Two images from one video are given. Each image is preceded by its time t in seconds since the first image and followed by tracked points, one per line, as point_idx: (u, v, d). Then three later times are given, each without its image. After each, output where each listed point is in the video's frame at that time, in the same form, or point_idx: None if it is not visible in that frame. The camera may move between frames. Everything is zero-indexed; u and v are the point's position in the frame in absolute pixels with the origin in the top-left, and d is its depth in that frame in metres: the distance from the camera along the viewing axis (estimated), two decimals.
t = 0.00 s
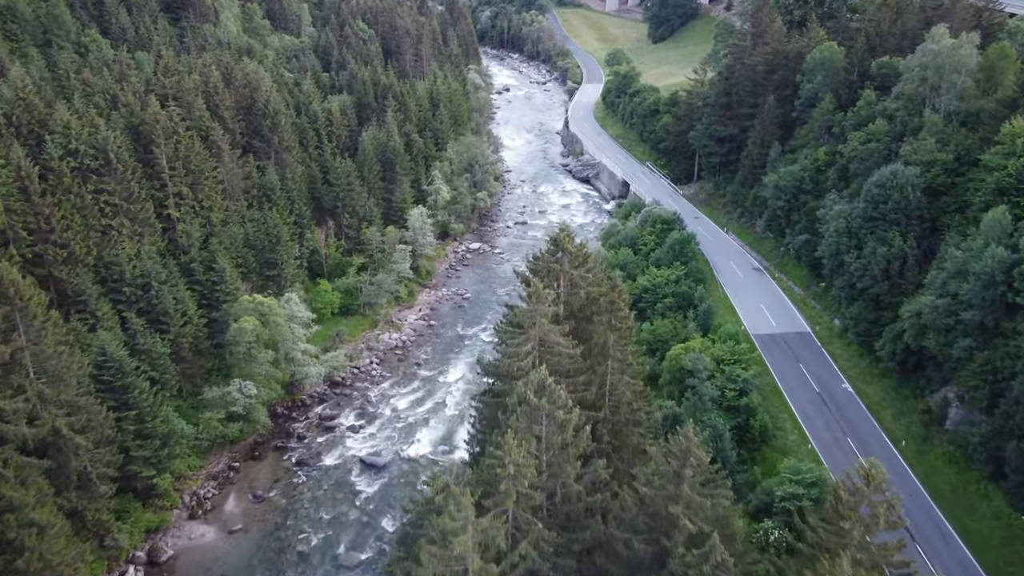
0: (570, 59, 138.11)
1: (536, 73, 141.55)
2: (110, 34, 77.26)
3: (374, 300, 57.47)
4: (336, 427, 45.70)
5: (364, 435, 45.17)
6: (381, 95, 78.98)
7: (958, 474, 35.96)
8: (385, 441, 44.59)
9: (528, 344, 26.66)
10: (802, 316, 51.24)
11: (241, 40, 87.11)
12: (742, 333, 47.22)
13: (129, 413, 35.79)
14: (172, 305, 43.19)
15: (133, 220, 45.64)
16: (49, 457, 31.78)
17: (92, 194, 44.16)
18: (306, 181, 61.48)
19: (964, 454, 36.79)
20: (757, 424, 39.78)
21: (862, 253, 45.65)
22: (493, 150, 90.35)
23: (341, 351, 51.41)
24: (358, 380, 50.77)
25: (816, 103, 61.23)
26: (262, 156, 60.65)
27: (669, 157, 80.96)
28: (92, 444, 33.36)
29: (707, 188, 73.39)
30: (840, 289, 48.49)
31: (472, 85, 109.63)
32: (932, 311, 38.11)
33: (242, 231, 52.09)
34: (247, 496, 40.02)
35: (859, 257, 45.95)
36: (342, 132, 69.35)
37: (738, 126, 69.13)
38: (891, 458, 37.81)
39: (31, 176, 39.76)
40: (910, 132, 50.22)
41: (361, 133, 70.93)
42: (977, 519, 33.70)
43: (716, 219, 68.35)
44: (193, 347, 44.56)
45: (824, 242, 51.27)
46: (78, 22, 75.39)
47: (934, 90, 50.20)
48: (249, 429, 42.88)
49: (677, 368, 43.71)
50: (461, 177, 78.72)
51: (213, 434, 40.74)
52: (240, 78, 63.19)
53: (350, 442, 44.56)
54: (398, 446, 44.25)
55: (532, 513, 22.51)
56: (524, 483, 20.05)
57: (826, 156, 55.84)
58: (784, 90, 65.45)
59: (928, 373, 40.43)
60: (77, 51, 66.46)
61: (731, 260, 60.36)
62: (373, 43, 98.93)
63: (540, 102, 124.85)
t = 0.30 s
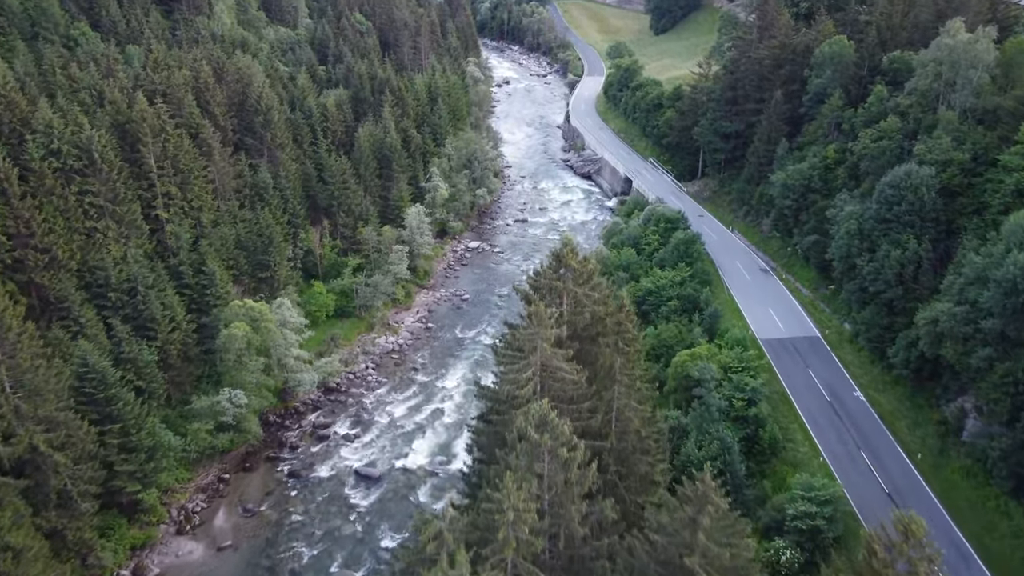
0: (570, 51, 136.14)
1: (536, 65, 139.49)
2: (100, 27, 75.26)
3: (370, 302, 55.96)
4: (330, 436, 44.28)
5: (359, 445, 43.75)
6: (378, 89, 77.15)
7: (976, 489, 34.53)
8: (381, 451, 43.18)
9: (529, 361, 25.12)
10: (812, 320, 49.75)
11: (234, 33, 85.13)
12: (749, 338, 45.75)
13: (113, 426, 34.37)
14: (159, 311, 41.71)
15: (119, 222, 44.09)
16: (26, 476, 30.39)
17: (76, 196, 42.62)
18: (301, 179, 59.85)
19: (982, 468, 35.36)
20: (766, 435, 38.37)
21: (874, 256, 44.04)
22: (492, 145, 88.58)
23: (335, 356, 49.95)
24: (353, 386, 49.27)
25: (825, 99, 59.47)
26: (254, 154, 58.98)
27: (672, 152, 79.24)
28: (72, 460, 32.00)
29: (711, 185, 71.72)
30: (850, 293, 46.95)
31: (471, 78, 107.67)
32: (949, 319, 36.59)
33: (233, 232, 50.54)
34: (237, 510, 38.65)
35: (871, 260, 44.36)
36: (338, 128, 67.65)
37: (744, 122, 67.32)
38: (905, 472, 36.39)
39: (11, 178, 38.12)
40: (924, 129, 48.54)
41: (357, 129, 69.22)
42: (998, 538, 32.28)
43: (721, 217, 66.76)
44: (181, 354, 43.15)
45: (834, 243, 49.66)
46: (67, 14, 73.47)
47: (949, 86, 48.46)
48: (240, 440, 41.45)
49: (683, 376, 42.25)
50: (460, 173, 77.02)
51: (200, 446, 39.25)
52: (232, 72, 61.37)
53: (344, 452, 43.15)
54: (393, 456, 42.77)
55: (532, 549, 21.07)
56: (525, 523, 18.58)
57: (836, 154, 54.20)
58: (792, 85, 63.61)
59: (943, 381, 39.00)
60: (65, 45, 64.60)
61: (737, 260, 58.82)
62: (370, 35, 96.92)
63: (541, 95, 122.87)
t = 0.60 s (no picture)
0: (571, 43, 134.01)
1: (536, 58, 137.37)
2: (90, 20, 73.21)
3: (366, 305, 54.45)
4: (324, 447, 42.84)
5: (354, 456, 42.33)
6: (375, 84, 75.32)
7: (996, 507, 33.09)
8: (376, 463, 41.74)
9: (529, 393, 23.56)
10: (821, 325, 48.28)
11: (228, 26, 83.16)
12: (757, 345, 44.30)
13: (95, 442, 32.92)
14: (146, 318, 40.21)
15: (104, 225, 42.55)
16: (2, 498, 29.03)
17: (59, 198, 41.03)
18: (295, 178, 58.22)
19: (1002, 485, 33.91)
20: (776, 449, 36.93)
21: (888, 261, 42.41)
22: (492, 141, 86.85)
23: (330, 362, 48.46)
24: (348, 394, 47.76)
25: (835, 95, 57.76)
26: (247, 152, 57.28)
27: (676, 149, 77.50)
28: (51, 480, 30.66)
29: (716, 183, 70.06)
30: (862, 298, 45.37)
31: (470, 71, 105.70)
32: (968, 329, 35.02)
33: (224, 234, 48.98)
34: (226, 526, 37.27)
35: (884, 265, 42.82)
36: (334, 125, 65.96)
37: (750, 118, 65.57)
38: (921, 489, 35.01)
39: None
40: (939, 128, 46.86)
41: (353, 126, 67.51)
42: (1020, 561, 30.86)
43: (726, 216, 65.16)
44: (169, 363, 41.67)
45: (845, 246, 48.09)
46: (56, 7, 71.47)
47: (965, 83, 46.73)
48: (230, 452, 40.03)
49: (690, 386, 40.93)
50: (459, 170, 75.34)
51: (189, 459, 37.79)
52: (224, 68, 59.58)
53: (338, 463, 41.73)
54: (388, 469, 41.37)
55: None
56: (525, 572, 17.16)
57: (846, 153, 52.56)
58: (799, 81, 61.84)
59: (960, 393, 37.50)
60: (52, 39, 62.74)
61: (743, 262, 57.24)
62: (367, 29, 94.89)
63: (541, 89, 120.90)
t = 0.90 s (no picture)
0: (572, 36, 131.91)
1: (537, 50, 135.34)
2: (79, 14, 71.28)
3: (361, 310, 52.97)
4: (317, 460, 41.41)
5: (348, 469, 40.92)
6: (372, 80, 73.53)
7: (1018, 529, 31.65)
8: (371, 478, 40.30)
9: (530, 436, 21.91)
10: (831, 331, 46.79)
11: (221, 19, 81.18)
12: (765, 354, 42.82)
13: (76, 461, 31.52)
14: (131, 327, 38.73)
15: (88, 230, 41.02)
16: None
17: (40, 202, 39.45)
18: (289, 178, 56.59)
19: None
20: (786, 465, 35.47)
21: (902, 267, 40.82)
22: (491, 137, 85.11)
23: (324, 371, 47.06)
24: (342, 402, 46.28)
25: (844, 92, 56.05)
26: (239, 152, 55.61)
27: (680, 146, 75.79)
28: (27, 504, 29.32)
29: (721, 181, 68.42)
30: (874, 305, 43.81)
31: (469, 65, 103.78)
32: (989, 342, 33.47)
33: (215, 237, 47.45)
34: (215, 544, 35.88)
35: (898, 271, 41.25)
36: (329, 122, 64.26)
37: (756, 116, 63.83)
38: (937, 508, 33.61)
39: None
40: (954, 129, 45.21)
41: (349, 123, 65.81)
42: None
43: (732, 216, 63.57)
44: (155, 373, 40.21)
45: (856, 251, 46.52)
46: (44, 1, 69.50)
47: (981, 81, 45.04)
48: (219, 467, 38.56)
49: (696, 398, 39.45)
50: (458, 168, 73.69)
51: (175, 475, 36.35)
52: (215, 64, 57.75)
53: (332, 478, 40.31)
54: (384, 483, 39.99)
55: None
56: None
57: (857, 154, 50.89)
58: (808, 77, 60.11)
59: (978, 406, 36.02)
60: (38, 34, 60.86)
61: (749, 264, 55.70)
62: (364, 22, 92.85)
63: (541, 82, 118.98)
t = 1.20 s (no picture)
0: (573, 28, 129.74)
1: (537, 43, 133.17)
2: (66, 7, 68.95)
3: (357, 315, 51.43)
4: (310, 475, 39.97)
5: (343, 484, 39.49)
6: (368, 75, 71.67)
7: None
8: (366, 493, 38.88)
9: (534, 478, 20.65)
10: (841, 339, 45.28)
11: (213, 12, 79.06)
12: (774, 364, 41.33)
13: (55, 483, 30.10)
14: (116, 338, 37.24)
15: (71, 236, 39.47)
16: None
17: (20, 208, 37.81)
18: (283, 179, 54.93)
19: None
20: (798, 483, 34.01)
21: (918, 275, 39.24)
22: (491, 134, 83.33)
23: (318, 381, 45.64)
24: (337, 413, 44.80)
25: (855, 90, 54.28)
26: (231, 152, 53.91)
27: (684, 143, 74.08)
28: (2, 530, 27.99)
29: (726, 180, 66.77)
30: (887, 313, 42.25)
31: (468, 59, 101.72)
32: (1011, 357, 31.93)
33: (204, 242, 45.89)
34: (203, 564, 34.50)
35: (914, 279, 39.65)
36: (324, 120, 62.53)
37: (762, 113, 62.08)
38: (956, 531, 32.20)
39: None
40: (971, 129, 43.60)
41: (344, 120, 64.06)
42: None
43: (737, 217, 61.98)
44: (141, 386, 38.72)
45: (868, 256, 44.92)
46: None
47: (1000, 80, 43.37)
48: (208, 483, 37.13)
49: (703, 411, 37.92)
50: (457, 166, 71.98)
51: (161, 493, 34.81)
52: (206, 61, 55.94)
53: (325, 493, 38.90)
54: (379, 498, 38.58)
55: None
56: None
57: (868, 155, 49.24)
58: (816, 74, 58.38)
59: (998, 422, 34.52)
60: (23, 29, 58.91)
61: (756, 267, 54.11)
62: (362, 15, 90.70)
63: (542, 76, 116.98)
